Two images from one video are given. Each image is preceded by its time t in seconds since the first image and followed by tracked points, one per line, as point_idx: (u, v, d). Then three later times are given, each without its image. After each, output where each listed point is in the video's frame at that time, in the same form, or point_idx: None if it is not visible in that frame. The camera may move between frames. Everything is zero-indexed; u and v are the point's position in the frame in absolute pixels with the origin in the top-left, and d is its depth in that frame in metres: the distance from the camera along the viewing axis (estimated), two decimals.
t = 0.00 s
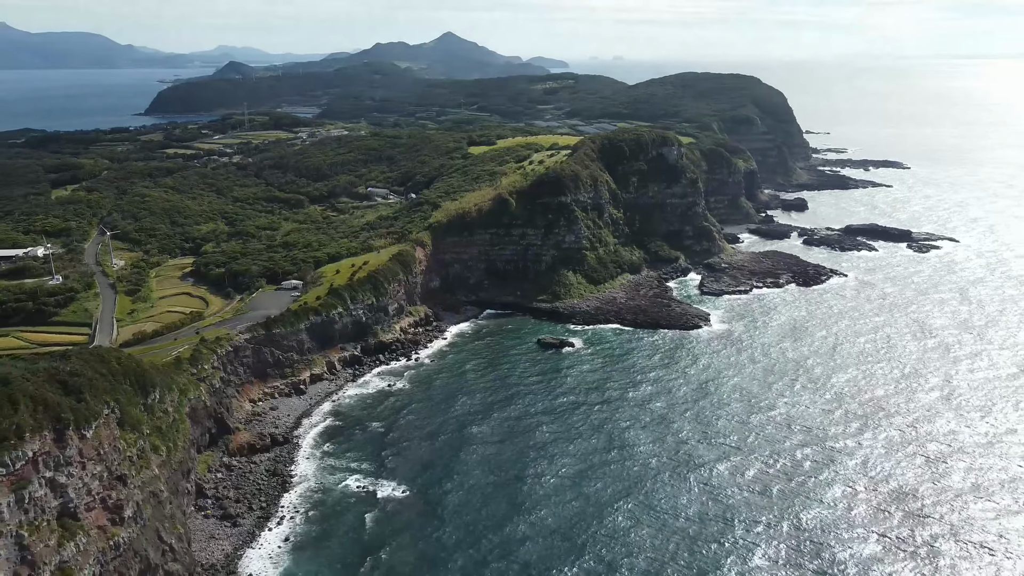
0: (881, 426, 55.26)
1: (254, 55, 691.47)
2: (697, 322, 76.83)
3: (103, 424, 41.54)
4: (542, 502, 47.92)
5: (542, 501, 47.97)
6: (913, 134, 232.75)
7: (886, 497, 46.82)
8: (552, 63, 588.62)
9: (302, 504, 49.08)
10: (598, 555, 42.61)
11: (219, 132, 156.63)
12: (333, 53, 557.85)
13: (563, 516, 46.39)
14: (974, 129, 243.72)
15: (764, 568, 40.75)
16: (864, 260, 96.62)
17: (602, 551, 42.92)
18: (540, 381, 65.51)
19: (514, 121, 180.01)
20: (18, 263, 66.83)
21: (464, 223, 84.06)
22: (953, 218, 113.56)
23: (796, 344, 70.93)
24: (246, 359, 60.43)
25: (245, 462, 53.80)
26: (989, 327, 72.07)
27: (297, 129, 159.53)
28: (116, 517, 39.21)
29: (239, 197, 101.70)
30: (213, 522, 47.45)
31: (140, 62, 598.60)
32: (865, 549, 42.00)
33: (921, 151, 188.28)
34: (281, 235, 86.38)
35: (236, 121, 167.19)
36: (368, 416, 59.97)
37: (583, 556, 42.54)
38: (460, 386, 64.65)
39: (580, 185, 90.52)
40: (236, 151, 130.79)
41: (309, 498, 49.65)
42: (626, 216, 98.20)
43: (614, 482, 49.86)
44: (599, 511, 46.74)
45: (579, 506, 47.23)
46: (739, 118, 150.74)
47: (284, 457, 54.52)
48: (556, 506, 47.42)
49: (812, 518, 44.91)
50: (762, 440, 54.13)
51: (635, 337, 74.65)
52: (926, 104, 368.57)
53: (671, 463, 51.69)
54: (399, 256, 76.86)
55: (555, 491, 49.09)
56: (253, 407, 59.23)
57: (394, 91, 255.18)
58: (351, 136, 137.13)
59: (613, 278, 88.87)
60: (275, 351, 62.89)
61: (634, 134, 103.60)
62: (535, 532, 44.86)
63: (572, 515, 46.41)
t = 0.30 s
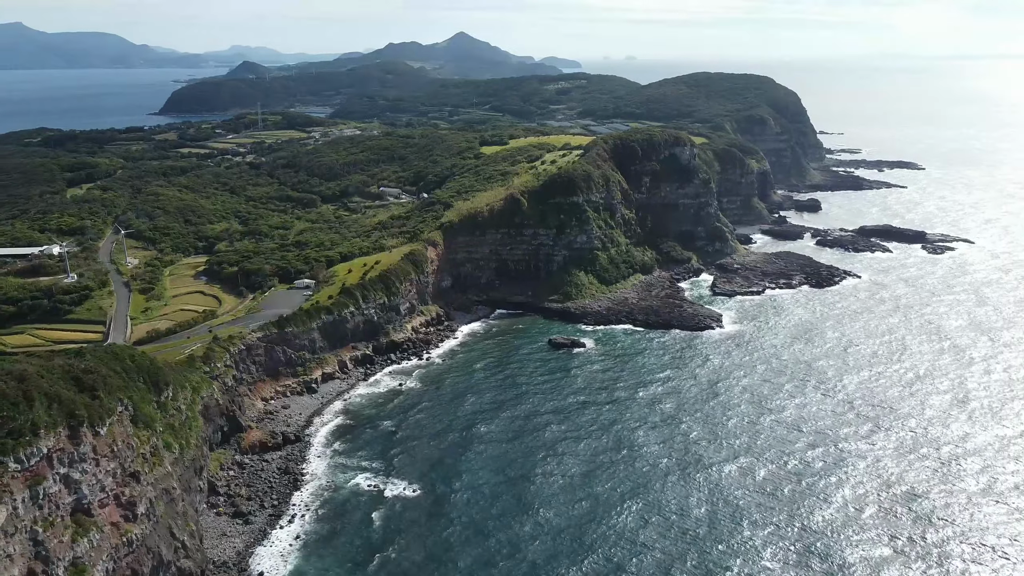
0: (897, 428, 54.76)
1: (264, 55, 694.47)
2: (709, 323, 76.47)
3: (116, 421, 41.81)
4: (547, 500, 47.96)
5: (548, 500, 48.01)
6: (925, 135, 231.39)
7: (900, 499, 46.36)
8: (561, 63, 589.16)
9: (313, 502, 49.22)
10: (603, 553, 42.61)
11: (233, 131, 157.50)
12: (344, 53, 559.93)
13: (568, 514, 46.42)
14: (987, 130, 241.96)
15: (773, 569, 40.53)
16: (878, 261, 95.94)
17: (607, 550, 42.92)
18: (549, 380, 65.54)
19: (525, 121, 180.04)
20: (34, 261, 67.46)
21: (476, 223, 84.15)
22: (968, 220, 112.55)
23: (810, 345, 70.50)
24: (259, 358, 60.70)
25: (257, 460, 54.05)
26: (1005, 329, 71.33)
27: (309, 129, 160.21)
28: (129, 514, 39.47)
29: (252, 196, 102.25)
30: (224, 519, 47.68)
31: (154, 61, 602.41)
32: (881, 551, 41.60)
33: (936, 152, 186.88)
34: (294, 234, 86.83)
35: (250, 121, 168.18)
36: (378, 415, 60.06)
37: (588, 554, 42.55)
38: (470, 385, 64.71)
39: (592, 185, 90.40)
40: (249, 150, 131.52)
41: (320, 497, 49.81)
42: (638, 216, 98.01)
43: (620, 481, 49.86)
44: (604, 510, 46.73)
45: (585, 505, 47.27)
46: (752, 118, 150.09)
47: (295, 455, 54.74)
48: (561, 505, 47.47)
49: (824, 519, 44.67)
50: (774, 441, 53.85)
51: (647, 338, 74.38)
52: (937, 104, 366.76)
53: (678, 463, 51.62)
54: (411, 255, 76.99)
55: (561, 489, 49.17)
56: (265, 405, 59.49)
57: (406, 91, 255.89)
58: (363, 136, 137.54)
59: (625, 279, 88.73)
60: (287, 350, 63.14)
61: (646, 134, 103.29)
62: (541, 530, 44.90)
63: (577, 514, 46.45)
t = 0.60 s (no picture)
0: (912, 429, 54.43)
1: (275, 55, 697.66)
2: (720, 323, 76.20)
3: (130, 419, 42.05)
4: (555, 500, 48.02)
5: (556, 500, 48.04)
6: (936, 135, 230.69)
7: (912, 501, 46.13)
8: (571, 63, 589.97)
9: (324, 501, 49.39)
10: (611, 553, 42.62)
11: (245, 131, 158.35)
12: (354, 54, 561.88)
13: (575, 514, 46.45)
14: (984, 130, 245.36)
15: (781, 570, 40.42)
16: (891, 262, 95.42)
17: (614, 549, 42.95)
18: (558, 380, 65.57)
19: (536, 121, 180.09)
20: (49, 259, 68.02)
21: (487, 223, 84.23)
22: (983, 221, 111.61)
23: (824, 346, 70.14)
24: (270, 356, 60.95)
25: (269, 458, 54.28)
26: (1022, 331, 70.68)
27: (321, 129, 160.84)
28: (142, 511, 39.73)
29: (265, 195, 102.77)
30: (236, 517, 47.94)
31: (166, 61, 605.63)
32: (894, 552, 41.43)
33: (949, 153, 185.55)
34: (306, 234, 87.16)
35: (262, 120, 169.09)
36: (389, 414, 60.16)
37: (595, 554, 42.56)
38: (479, 385, 64.79)
39: (603, 185, 90.26)
40: (262, 149, 132.21)
41: (331, 495, 49.99)
42: (649, 217, 97.79)
43: (628, 481, 49.86)
44: (611, 510, 46.75)
45: (592, 504, 47.31)
46: (766, 119, 149.39)
47: (307, 454, 54.93)
48: (568, 504, 47.51)
49: (835, 520, 44.50)
50: (786, 442, 53.61)
51: (658, 339, 74.18)
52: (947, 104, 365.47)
53: (686, 462, 51.59)
54: (423, 254, 77.15)
55: (569, 489, 49.23)
56: (277, 404, 59.73)
57: (416, 91, 256.37)
58: (375, 135, 137.94)
59: (637, 279, 88.62)
60: (299, 349, 63.38)
61: (658, 133, 102.98)
62: (548, 529, 44.96)
63: (584, 513, 46.47)
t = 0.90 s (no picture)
0: (928, 431, 54.03)
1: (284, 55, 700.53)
2: (732, 324, 75.95)
3: (143, 416, 42.31)
4: (562, 499, 48.08)
5: (562, 498, 48.12)
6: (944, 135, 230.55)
7: (933, 505, 45.47)
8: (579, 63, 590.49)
9: (335, 499, 49.56)
10: (617, 552, 42.68)
11: (257, 130, 159.17)
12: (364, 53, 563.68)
13: (582, 512, 46.51)
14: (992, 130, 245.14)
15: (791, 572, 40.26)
16: (904, 263, 94.88)
17: (620, 548, 43.01)
18: (567, 379, 65.57)
19: (546, 121, 180.15)
20: (64, 257, 68.56)
21: (499, 223, 84.30)
22: (997, 222, 110.83)
23: (838, 347, 69.79)
24: (282, 355, 61.19)
25: (280, 457, 54.51)
26: None
27: (333, 128, 161.39)
28: (154, 508, 39.99)
29: (277, 195, 103.28)
30: (248, 515, 48.16)
31: (177, 60, 608.78)
32: (907, 554, 41.18)
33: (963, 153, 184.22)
34: (318, 233, 87.46)
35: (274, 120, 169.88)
36: (400, 414, 60.29)
37: (602, 553, 42.56)
38: (488, 384, 64.81)
39: (615, 185, 90.13)
40: (274, 149, 132.82)
41: (342, 494, 50.16)
42: (661, 217, 97.55)
43: (635, 481, 49.86)
44: (618, 509, 46.78)
45: (598, 503, 47.38)
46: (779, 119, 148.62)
47: (318, 452, 55.12)
48: (575, 503, 47.57)
49: (847, 521, 44.29)
50: (797, 443, 53.39)
51: (669, 339, 74.00)
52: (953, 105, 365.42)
53: (694, 462, 51.57)
54: (434, 254, 77.30)
55: (576, 488, 49.28)
56: (288, 403, 59.98)
57: (426, 91, 256.83)
58: (387, 135, 138.31)
59: (648, 280, 88.49)
60: (310, 348, 63.61)
61: (670, 134, 102.69)
62: (554, 527, 45.10)
63: (591, 512, 46.53)
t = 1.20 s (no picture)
0: (943, 433, 53.67)
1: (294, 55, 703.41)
2: (744, 325, 75.63)
3: (155, 414, 42.54)
4: (569, 498, 48.09)
5: (569, 497, 48.15)
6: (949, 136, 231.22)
7: (946, 506, 45.22)
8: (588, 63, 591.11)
9: (345, 498, 49.72)
10: (623, 552, 42.66)
11: (269, 130, 160.01)
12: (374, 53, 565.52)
13: (589, 512, 46.51)
14: (995, 130, 246.79)
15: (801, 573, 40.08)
16: (918, 265, 94.24)
17: (627, 547, 42.97)
18: (575, 379, 65.55)
19: (557, 121, 180.11)
20: (78, 256, 69.11)
21: (510, 223, 84.35)
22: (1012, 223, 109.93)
23: (852, 348, 69.36)
24: (294, 354, 61.42)
25: (292, 455, 54.73)
26: None
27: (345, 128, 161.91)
28: (167, 505, 40.23)
29: (290, 194, 103.76)
30: (259, 512, 48.38)
31: (192, 61, 611.96)
32: (921, 556, 40.93)
33: (977, 154, 182.88)
34: (331, 232, 87.79)
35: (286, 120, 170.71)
36: (410, 413, 60.39)
37: (608, 553, 42.58)
38: (497, 384, 64.85)
39: (627, 185, 89.96)
40: (287, 148, 133.44)
41: (352, 492, 50.32)
42: (673, 217, 97.30)
43: (643, 480, 49.79)
44: (625, 509, 46.75)
45: (606, 503, 47.35)
46: (791, 119, 147.88)
47: (329, 451, 55.31)
48: (582, 502, 47.57)
49: (859, 523, 44.06)
50: (809, 445, 53.11)
51: (680, 340, 73.78)
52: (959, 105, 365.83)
53: (703, 462, 51.47)
54: (445, 254, 77.42)
55: (584, 487, 49.27)
56: (299, 401, 60.20)
57: (437, 91, 257.36)
58: (399, 135, 138.70)
59: (659, 280, 88.31)
60: (322, 347, 63.84)
61: (682, 134, 102.38)
62: (561, 527, 45.11)
63: (598, 512, 46.51)
